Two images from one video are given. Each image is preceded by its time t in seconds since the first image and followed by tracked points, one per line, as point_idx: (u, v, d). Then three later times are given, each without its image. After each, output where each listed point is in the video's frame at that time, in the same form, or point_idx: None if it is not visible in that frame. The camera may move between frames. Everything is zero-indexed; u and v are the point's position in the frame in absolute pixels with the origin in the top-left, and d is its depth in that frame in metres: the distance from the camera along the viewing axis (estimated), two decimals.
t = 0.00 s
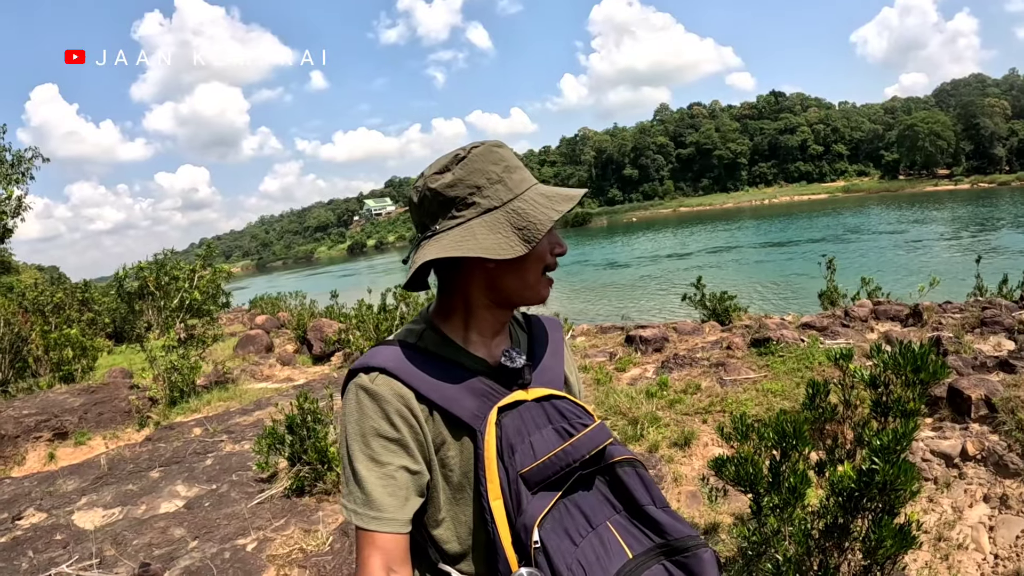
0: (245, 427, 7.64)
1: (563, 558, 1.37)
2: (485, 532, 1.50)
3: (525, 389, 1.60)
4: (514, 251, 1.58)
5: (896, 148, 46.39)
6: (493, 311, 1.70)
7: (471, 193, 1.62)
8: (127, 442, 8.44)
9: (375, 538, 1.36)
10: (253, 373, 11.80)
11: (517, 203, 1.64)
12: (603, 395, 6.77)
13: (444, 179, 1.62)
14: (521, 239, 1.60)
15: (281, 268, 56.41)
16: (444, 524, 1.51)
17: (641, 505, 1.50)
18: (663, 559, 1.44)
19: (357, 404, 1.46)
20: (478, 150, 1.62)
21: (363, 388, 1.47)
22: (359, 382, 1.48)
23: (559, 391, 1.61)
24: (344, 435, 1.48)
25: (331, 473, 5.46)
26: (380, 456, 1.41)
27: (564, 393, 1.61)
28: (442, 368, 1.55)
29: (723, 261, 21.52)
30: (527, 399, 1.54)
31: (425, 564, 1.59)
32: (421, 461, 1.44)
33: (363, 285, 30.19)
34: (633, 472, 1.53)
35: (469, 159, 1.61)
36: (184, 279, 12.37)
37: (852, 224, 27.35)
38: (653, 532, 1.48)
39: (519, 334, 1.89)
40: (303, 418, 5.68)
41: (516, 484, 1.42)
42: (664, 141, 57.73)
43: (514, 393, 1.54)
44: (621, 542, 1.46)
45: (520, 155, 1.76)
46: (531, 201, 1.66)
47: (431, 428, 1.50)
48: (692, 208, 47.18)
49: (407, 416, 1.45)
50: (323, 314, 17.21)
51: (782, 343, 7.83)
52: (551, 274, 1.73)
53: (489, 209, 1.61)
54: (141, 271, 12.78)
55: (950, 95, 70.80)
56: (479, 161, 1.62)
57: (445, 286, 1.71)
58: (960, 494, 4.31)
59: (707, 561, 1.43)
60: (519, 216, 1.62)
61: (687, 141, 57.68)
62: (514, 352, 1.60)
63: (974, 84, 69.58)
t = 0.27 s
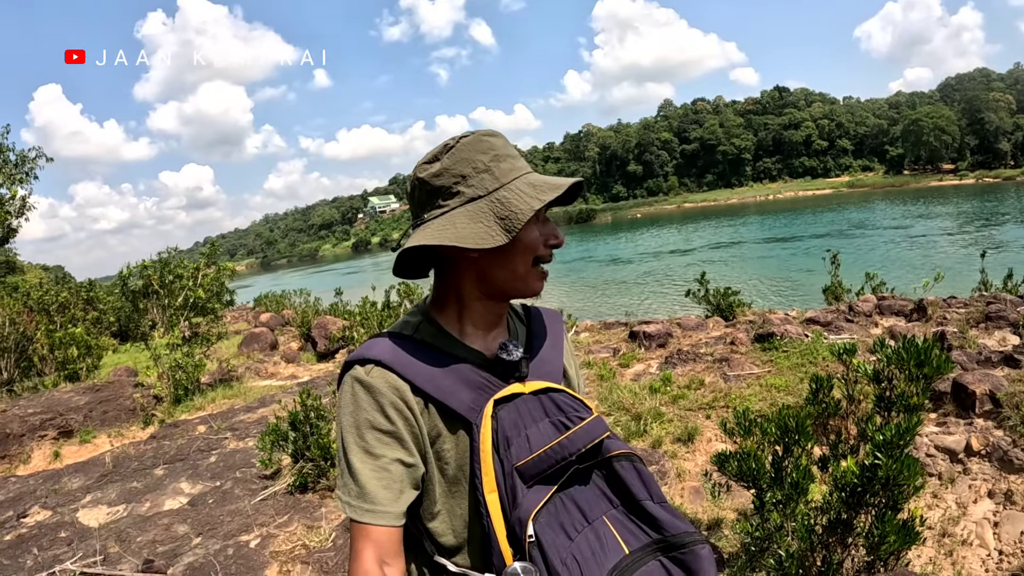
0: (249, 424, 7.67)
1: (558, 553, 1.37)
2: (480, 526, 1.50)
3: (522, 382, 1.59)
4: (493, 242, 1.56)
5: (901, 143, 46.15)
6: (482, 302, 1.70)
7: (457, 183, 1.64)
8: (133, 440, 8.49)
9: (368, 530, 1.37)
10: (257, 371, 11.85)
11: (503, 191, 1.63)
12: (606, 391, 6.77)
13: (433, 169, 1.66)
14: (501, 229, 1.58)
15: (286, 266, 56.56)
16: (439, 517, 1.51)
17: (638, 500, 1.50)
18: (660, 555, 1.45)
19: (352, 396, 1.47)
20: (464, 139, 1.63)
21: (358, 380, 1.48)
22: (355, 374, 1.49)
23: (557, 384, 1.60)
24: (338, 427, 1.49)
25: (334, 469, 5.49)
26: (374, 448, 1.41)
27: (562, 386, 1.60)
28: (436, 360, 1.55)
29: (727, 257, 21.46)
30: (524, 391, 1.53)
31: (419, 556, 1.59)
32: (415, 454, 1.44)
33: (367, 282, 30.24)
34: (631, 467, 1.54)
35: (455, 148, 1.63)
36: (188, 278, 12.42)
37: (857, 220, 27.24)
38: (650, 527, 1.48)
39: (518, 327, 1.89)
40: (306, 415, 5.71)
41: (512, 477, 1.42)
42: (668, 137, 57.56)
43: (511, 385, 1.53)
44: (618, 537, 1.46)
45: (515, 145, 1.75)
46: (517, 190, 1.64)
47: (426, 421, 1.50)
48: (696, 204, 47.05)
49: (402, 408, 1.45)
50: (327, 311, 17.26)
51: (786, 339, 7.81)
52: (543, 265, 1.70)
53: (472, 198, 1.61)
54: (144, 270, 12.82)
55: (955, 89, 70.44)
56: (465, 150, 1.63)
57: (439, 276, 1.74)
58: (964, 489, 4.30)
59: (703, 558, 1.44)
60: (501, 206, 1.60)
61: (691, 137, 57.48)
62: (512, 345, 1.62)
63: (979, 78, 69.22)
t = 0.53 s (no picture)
0: (252, 421, 7.70)
1: (557, 549, 1.37)
2: (483, 522, 1.50)
3: (527, 378, 1.60)
4: (486, 236, 1.56)
5: (903, 137, 45.97)
6: (484, 296, 1.69)
7: (456, 176, 1.65)
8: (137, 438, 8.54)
9: (373, 524, 1.37)
10: (260, 368, 11.88)
11: (499, 185, 1.62)
12: (609, 386, 6.78)
13: (435, 163, 1.68)
14: (496, 222, 1.57)
15: (289, 263, 56.65)
16: (444, 512, 1.52)
17: (642, 499, 1.50)
18: (663, 555, 1.44)
19: (357, 390, 1.48)
20: (463, 134, 1.65)
21: (362, 374, 1.48)
22: (359, 369, 1.49)
23: (562, 381, 1.61)
24: (343, 421, 1.49)
25: (337, 466, 5.50)
26: (378, 442, 1.42)
27: (567, 383, 1.60)
28: (440, 355, 1.55)
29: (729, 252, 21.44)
30: (528, 388, 1.54)
31: (424, 550, 1.60)
32: (419, 448, 1.45)
33: (370, 279, 30.26)
34: (635, 465, 1.54)
35: (455, 142, 1.65)
36: (191, 276, 12.44)
37: (860, 215, 27.17)
38: (653, 527, 1.48)
39: (524, 323, 1.89)
40: (309, 412, 5.73)
41: (513, 473, 1.42)
42: (670, 132, 57.42)
43: (515, 382, 1.54)
44: (620, 535, 1.46)
45: (518, 139, 1.74)
46: (514, 184, 1.63)
47: (430, 416, 1.50)
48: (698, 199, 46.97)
49: (406, 402, 1.45)
50: (330, 308, 17.28)
51: (788, 334, 7.80)
52: (544, 260, 1.68)
53: (469, 191, 1.62)
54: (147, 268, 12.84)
55: (958, 83, 70.13)
56: (465, 144, 1.64)
57: (442, 270, 1.75)
58: (968, 485, 4.29)
59: (706, 560, 1.42)
60: (497, 200, 1.59)
61: (693, 132, 57.32)
62: (516, 340, 1.61)
63: (982, 72, 68.87)
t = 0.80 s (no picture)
0: (255, 420, 7.71)
1: (568, 553, 1.38)
2: (494, 525, 1.50)
3: (540, 381, 1.59)
4: (493, 241, 1.56)
5: (904, 133, 45.89)
6: (495, 300, 1.69)
7: (467, 180, 1.66)
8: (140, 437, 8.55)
9: (382, 526, 1.37)
10: (262, 366, 11.90)
11: (509, 190, 1.61)
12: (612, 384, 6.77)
13: (447, 166, 1.69)
14: (503, 228, 1.57)
15: (289, 261, 56.67)
16: (455, 514, 1.52)
17: (653, 504, 1.51)
18: (674, 559, 1.45)
19: (370, 392, 1.48)
20: (476, 137, 1.65)
21: (375, 376, 1.48)
22: (372, 371, 1.50)
23: (575, 383, 1.59)
24: (356, 423, 1.50)
25: (340, 464, 5.50)
26: (390, 444, 1.42)
27: (580, 385, 1.59)
28: (453, 358, 1.54)
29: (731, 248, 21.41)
30: (542, 390, 1.52)
31: (435, 553, 1.60)
32: (431, 451, 1.45)
33: (371, 276, 30.26)
34: (646, 470, 1.53)
35: (468, 146, 1.65)
36: (192, 274, 12.44)
37: (861, 210, 27.13)
38: (663, 531, 1.49)
39: (536, 325, 1.88)
40: (312, 411, 5.73)
41: (524, 476, 1.42)
42: (671, 128, 57.30)
43: (528, 385, 1.53)
44: (629, 539, 1.47)
45: (531, 143, 1.73)
46: (524, 189, 1.61)
47: (442, 419, 1.50)
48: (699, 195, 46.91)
49: (418, 404, 1.45)
50: (331, 306, 17.29)
51: (791, 331, 7.79)
52: (554, 266, 1.66)
53: (479, 196, 1.62)
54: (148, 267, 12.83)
55: (958, 79, 70.02)
56: (477, 148, 1.65)
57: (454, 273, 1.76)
58: (970, 482, 4.30)
59: (716, 563, 1.46)
60: (506, 205, 1.59)
61: (694, 128, 57.20)
62: (529, 344, 1.62)
63: (983, 68, 68.71)
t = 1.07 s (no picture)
0: (257, 419, 7.72)
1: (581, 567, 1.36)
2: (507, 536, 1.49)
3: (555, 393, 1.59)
4: (499, 248, 1.57)
5: (906, 129, 45.76)
6: (509, 309, 1.69)
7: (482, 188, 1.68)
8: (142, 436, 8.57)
9: (396, 535, 1.37)
10: (264, 364, 11.91)
11: (518, 198, 1.61)
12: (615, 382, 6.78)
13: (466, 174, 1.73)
14: (509, 235, 1.57)
15: (290, 258, 56.67)
16: (469, 524, 1.51)
17: (666, 519, 1.51)
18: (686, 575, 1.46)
19: (385, 401, 1.48)
20: (492, 145, 1.67)
21: (390, 385, 1.48)
22: (388, 378, 1.50)
23: (591, 394, 1.59)
24: (372, 431, 1.50)
25: (343, 465, 5.51)
26: (405, 453, 1.42)
27: (597, 397, 1.59)
28: (468, 368, 1.54)
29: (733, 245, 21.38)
30: (558, 402, 1.52)
31: (448, 562, 1.59)
32: (446, 460, 1.45)
33: (372, 273, 30.26)
34: (661, 485, 1.54)
35: (484, 154, 1.69)
36: (193, 273, 12.44)
37: (862, 207, 27.09)
38: (677, 547, 1.49)
39: (551, 336, 1.85)
40: (315, 411, 5.74)
41: (538, 489, 1.41)
42: (672, 125, 57.16)
43: (544, 396, 1.53)
44: (643, 552, 1.46)
45: (549, 150, 1.72)
46: (533, 196, 1.60)
47: (457, 428, 1.50)
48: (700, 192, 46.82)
49: (432, 413, 1.45)
50: (333, 304, 17.30)
51: (793, 329, 7.79)
52: (566, 276, 1.64)
53: (491, 203, 1.64)
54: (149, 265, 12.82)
55: (959, 75, 69.81)
56: (492, 155, 1.67)
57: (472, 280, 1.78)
58: (973, 481, 4.29)
59: None
60: (514, 212, 1.59)
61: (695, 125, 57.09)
62: (545, 355, 1.60)
63: (983, 64, 68.55)
